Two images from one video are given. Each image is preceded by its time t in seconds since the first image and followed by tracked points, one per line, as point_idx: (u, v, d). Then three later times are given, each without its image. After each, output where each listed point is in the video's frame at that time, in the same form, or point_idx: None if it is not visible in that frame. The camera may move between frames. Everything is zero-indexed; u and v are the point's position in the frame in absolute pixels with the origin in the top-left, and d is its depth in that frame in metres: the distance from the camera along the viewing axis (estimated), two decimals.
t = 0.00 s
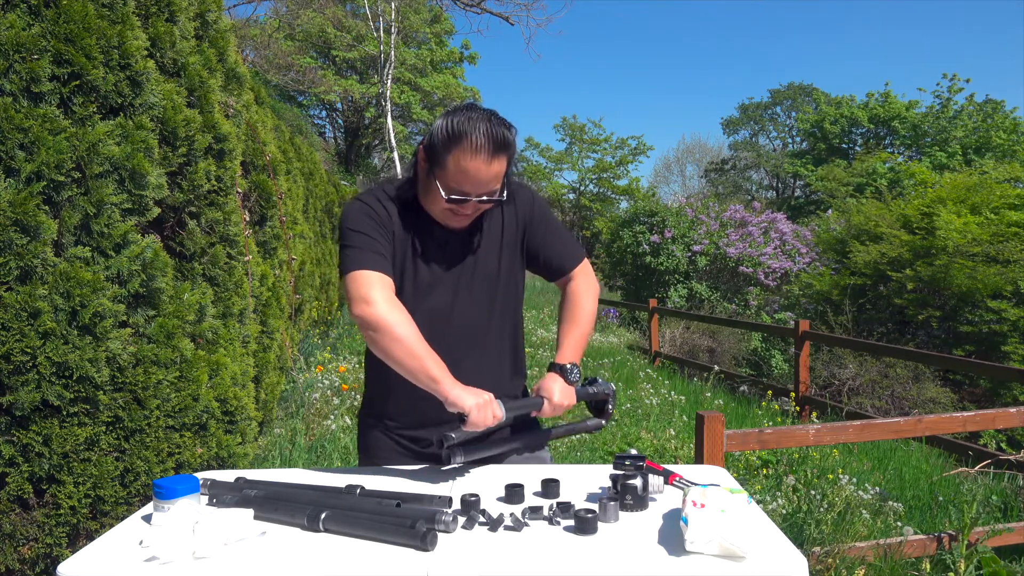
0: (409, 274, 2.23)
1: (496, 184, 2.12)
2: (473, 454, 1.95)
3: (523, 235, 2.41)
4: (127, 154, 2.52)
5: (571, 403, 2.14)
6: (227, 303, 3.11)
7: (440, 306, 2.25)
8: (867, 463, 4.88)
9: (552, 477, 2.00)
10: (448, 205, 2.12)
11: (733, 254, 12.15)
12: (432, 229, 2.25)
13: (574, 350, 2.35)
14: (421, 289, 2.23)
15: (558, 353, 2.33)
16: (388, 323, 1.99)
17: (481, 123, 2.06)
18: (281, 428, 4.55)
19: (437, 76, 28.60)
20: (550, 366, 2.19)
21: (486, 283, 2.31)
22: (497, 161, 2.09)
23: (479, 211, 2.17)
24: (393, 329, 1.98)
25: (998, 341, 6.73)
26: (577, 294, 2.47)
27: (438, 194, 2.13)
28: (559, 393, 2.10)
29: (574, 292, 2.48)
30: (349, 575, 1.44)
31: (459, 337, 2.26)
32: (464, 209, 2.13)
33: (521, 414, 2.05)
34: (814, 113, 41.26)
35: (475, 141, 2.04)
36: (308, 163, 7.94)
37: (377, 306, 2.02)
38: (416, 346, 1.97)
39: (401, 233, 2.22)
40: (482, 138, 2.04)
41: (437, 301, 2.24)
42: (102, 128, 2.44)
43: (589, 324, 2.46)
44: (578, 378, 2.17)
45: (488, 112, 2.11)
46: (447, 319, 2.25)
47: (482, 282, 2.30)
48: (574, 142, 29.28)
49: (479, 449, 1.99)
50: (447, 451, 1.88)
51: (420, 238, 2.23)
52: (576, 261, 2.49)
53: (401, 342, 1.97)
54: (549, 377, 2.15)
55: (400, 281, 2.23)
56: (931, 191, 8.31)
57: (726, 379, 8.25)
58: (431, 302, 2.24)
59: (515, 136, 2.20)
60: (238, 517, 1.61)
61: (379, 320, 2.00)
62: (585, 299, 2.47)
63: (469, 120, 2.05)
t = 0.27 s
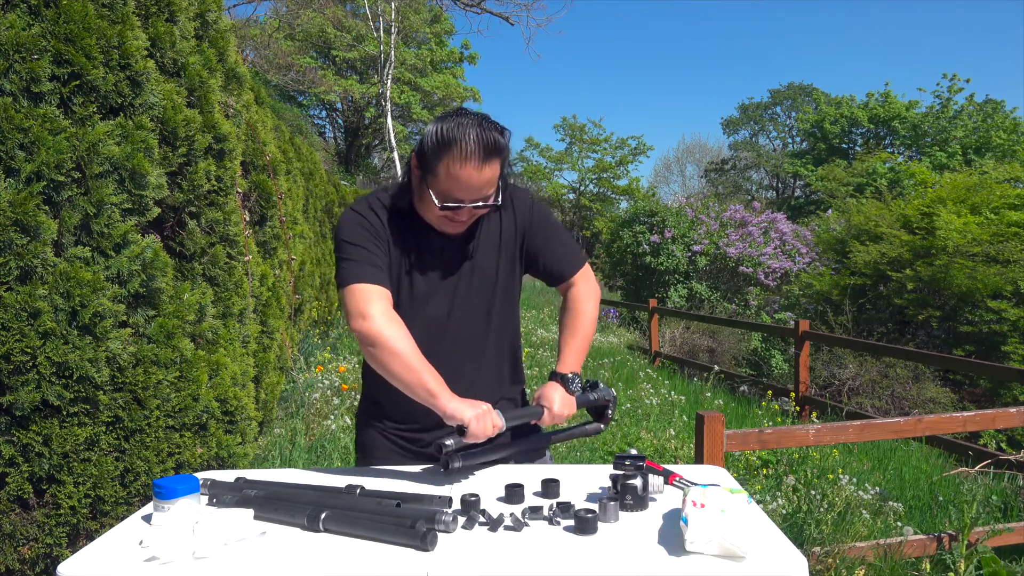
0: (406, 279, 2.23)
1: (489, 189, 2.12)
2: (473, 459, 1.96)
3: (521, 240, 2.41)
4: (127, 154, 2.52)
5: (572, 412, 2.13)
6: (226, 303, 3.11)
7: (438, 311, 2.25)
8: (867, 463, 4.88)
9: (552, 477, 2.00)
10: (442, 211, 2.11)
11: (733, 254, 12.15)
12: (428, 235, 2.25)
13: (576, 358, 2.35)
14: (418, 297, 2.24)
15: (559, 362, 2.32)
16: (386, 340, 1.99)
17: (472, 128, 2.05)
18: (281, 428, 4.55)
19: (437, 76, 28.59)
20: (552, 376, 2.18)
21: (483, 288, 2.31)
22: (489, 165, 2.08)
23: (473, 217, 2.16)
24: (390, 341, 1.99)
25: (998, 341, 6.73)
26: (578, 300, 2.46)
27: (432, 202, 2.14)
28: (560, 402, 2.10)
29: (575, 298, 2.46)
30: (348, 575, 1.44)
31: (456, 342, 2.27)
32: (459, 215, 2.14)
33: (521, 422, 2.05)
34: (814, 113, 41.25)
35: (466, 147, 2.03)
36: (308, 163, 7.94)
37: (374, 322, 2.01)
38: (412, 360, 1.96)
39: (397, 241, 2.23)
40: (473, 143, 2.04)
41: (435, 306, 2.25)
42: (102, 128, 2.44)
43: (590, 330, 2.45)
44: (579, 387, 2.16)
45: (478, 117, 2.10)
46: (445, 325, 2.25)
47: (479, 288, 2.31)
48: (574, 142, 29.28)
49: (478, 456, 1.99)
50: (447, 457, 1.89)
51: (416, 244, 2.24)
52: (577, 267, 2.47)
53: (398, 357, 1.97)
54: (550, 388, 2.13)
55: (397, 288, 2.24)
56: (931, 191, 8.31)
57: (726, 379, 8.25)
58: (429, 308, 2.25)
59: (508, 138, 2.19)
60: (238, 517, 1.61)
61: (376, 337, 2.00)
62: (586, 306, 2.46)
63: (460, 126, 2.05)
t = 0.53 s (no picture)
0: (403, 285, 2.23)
1: (486, 190, 2.11)
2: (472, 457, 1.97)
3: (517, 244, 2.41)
4: (127, 154, 2.52)
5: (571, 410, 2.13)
6: (226, 303, 3.11)
7: (434, 316, 2.25)
8: (867, 463, 4.88)
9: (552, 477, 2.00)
10: (438, 214, 2.10)
11: (733, 254, 12.15)
12: (425, 241, 2.25)
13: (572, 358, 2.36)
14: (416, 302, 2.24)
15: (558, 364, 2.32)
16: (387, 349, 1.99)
17: (465, 129, 2.05)
18: (281, 428, 4.55)
19: (437, 76, 28.58)
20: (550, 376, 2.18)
21: (481, 292, 2.31)
22: (484, 166, 2.07)
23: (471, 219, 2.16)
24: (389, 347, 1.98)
25: (998, 341, 6.73)
26: (575, 304, 2.45)
27: (428, 206, 2.13)
28: (559, 402, 2.10)
29: (572, 301, 2.46)
30: (348, 575, 1.44)
31: (455, 346, 2.27)
32: (456, 218, 2.13)
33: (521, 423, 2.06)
34: (814, 113, 41.25)
35: (459, 149, 2.03)
36: (308, 163, 7.94)
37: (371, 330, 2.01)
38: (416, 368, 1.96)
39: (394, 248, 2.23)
40: (467, 145, 2.04)
41: (432, 311, 2.25)
42: (102, 128, 2.44)
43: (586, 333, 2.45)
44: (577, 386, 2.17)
45: (471, 119, 2.10)
46: (443, 330, 2.26)
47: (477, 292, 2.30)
48: (575, 142, 29.28)
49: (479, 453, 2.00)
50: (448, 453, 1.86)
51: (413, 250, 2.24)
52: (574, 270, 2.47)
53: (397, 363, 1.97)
54: (548, 388, 2.13)
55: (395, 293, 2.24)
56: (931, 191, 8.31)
57: (726, 379, 8.25)
58: (426, 312, 2.24)
59: (501, 139, 2.19)
60: (238, 517, 1.61)
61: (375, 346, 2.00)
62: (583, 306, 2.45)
63: (452, 128, 2.05)
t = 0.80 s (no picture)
0: (404, 272, 2.22)
1: (491, 184, 2.11)
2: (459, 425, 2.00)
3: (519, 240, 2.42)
4: (127, 154, 2.52)
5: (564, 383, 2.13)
6: (226, 303, 3.11)
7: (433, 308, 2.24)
8: (867, 463, 4.88)
9: (551, 476, 2.00)
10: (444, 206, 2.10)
11: (733, 254, 12.15)
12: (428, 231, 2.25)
13: (565, 330, 2.38)
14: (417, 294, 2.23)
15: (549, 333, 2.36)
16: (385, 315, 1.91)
17: (473, 123, 2.06)
18: (281, 428, 4.56)
19: (437, 76, 28.57)
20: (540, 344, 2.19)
21: (482, 289, 2.32)
22: (491, 161, 2.08)
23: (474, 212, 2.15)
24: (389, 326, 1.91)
25: (998, 341, 6.72)
26: (574, 281, 2.50)
27: (433, 197, 2.12)
28: (548, 371, 2.09)
29: (571, 279, 2.51)
30: (348, 575, 1.44)
31: (454, 341, 2.26)
32: (461, 212, 2.13)
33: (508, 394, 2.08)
34: (814, 113, 41.23)
35: (467, 142, 2.04)
36: (308, 163, 7.94)
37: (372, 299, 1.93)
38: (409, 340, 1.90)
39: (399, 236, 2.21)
40: (475, 139, 2.05)
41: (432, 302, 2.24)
42: (102, 128, 2.44)
43: (585, 309, 2.49)
44: (566, 354, 2.17)
45: (479, 116, 2.11)
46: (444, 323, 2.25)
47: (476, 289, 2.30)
48: (574, 142, 29.27)
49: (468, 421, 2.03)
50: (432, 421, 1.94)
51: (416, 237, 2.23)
52: (571, 256, 2.52)
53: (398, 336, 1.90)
54: (538, 356, 2.14)
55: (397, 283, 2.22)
56: (931, 191, 8.30)
57: (726, 379, 8.25)
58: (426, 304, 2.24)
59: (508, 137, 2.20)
60: (238, 516, 1.61)
61: (371, 317, 1.92)
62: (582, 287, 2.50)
63: (461, 121, 2.06)
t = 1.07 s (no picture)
0: (407, 271, 2.21)
1: (505, 194, 2.13)
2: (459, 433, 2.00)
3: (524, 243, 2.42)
4: (127, 154, 2.52)
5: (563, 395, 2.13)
6: (226, 303, 3.11)
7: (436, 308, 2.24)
8: (867, 463, 4.88)
9: (551, 477, 2.00)
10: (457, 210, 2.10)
11: (733, 254, 12.15)
12: (434, 231, 2.24)
13: (568, 340, 2.39)
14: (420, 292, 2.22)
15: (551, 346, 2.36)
16: (374, 316, 1.94)
17: (497, 133, 2.08)
18: (281, 428, 4.56)
19: (437, 76, 28.58)
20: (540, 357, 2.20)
21: (484, 292, 2.32)
22: (509, 173, 2.10)
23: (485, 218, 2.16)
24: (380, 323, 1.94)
25: (998, 341, 6.72)
26: (578, 291, 2.50)
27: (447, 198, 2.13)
28: (547, 385, 2.10)
29: (575, 289, 2.51)
30: (348, 575, 1.44)
31: (456, 341, 2.26)
32: (471, 217, 2.14)
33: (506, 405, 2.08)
34: (814, 113, 41.24)
35: (489, 151, 2.05)
36: (308, 163, 7.94)
37: (362, 298, 1.95)
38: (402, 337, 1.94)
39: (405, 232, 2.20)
40: (497, 148, 2.06)
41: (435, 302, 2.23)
42: (102, 128, 2.44)
43: (588, 320, 2.48)
44: (567, 369, 2.17)
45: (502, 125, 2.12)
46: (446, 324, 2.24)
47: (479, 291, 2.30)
48: (574, 142, 29.27)
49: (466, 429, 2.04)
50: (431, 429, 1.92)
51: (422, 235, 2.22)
52: (575, 262, 2.52)
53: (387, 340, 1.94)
54: (538, 369, 2.15)
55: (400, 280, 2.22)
56: (931, 191, 8.30)
57: (726, 379, 8.26)
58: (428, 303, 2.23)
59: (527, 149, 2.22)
60: (238, 516, 1.61)
61: (362, 313, 1.94)
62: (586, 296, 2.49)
63: (485, 129, 2.07)
